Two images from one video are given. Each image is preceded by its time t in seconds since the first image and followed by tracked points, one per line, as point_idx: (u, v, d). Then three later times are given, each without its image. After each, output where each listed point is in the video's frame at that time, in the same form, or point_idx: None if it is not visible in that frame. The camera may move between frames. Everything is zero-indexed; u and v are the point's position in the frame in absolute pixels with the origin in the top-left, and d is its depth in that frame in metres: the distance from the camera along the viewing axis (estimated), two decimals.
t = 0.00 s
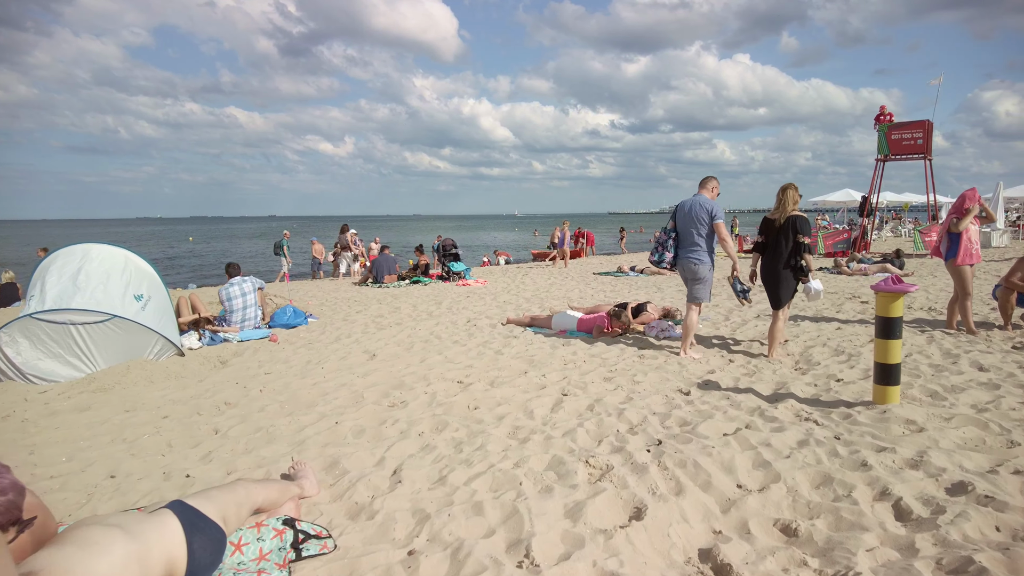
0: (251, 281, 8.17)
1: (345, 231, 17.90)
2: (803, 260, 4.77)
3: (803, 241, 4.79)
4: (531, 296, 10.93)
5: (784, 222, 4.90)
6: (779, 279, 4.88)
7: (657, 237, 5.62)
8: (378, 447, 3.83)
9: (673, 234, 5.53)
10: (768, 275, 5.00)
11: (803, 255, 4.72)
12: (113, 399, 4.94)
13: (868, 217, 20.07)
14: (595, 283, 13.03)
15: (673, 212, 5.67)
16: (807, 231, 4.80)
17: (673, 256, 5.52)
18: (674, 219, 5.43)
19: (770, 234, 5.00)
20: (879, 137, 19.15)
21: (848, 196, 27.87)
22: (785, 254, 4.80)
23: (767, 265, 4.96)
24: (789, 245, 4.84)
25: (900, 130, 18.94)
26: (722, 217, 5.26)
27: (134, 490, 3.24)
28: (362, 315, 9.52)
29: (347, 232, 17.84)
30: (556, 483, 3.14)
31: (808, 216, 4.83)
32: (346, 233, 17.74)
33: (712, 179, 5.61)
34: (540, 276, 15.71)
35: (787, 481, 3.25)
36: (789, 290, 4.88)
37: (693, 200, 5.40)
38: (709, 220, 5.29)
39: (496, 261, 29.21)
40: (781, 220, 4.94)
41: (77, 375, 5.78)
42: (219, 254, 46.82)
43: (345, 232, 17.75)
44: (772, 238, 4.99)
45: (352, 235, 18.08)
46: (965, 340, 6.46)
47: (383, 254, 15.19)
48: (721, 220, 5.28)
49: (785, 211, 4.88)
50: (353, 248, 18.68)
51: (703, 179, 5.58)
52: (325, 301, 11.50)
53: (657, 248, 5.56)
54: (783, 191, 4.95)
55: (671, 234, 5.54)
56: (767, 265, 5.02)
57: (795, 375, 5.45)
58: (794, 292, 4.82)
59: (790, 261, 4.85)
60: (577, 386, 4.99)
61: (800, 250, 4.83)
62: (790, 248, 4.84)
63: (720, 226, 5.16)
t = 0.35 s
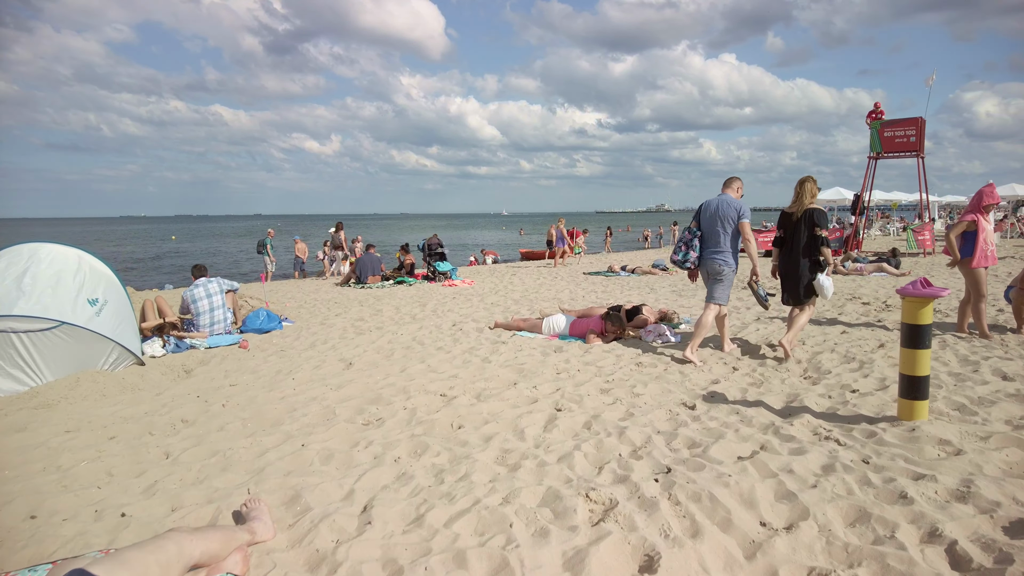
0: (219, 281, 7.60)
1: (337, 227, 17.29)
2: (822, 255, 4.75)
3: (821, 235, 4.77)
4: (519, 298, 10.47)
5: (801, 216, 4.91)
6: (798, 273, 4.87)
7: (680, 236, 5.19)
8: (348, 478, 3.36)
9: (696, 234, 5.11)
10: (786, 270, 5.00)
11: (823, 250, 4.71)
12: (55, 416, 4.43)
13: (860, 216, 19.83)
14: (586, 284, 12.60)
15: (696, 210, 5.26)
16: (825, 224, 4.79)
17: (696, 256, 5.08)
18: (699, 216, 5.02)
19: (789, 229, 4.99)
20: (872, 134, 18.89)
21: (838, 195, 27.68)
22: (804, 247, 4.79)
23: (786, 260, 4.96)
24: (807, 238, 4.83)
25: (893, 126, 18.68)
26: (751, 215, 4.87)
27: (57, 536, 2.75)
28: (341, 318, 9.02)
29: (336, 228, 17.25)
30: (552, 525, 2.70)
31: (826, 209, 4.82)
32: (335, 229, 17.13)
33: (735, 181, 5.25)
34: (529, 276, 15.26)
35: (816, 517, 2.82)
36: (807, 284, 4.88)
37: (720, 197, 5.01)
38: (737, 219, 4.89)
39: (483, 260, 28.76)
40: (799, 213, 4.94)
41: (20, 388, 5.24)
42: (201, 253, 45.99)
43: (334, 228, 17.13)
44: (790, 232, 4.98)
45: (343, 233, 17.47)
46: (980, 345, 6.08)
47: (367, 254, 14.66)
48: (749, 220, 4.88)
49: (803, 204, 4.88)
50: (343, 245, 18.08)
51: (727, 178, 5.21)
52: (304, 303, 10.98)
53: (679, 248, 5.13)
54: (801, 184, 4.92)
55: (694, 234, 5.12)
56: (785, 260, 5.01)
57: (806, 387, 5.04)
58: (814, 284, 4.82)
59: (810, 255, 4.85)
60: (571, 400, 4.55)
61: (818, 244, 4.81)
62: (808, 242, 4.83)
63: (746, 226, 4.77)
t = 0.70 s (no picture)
0: (182, 281, 7.19)
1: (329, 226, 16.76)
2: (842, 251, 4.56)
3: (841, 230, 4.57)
4: (509, 300, 10.06)
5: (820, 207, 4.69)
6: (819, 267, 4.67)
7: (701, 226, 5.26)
8: (318, 508, 2.96)
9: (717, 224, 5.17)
10: (805, 264, 4.79)
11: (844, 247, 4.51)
12: None
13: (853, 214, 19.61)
14: (577, 285, 12.22)
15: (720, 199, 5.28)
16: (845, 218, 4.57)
17: (715, 247, 5.17)
18: (721, 207, 5.06)
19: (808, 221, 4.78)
20: (865, 132, 18.70)
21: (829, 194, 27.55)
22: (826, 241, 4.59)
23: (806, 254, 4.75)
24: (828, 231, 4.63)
25: (886, 124, 18.50)
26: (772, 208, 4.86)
27: None
28: (322, 321, 8.57)
29: (330, 227, 16.72)
30: (551, 571, 2.30)
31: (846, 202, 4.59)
32: (330, 228, 16.58)
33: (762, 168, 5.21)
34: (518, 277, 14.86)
35: (855, 555, 2.44)
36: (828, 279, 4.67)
37: (743, 189, 5.02)
38: (758, 211, 4.91)
39: (471, 261, 28.35)
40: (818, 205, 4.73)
41: None
42: (183, 253, 45.20)
43: (330, 228, 16.57)
44: (810, 224, 4.77)
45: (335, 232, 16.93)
46: (996, 348, 5.75)
47: (352, 254, 14.19)
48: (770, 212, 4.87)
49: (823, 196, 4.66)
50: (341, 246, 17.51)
51: (753, 168, 5.21)
52: (284, 305, 10.52)
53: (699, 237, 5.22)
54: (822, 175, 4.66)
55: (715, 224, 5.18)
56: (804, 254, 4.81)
57: (819, 396, 4.68)
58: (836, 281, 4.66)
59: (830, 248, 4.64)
60: (567, 413, 4.16)
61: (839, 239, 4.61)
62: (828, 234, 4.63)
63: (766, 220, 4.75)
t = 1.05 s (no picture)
0: (143, 285, 6.71)
1: (325, 225, 16.15)
2: (889, 248, 4.48)
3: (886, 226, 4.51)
4: (500, 304, 9.58)
5: (864, 204, 4.65)
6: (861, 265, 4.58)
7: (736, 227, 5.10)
8: (271, 564, 2.50)
9: (753, 225, 5.04)
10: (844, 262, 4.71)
11: (891, 242, 4.44)
12: None
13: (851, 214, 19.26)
14: (572, 287, 11.76)
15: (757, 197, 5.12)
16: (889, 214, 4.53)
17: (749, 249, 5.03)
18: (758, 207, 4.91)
19: (849, 217, 4.74)
20: (864, 130, 18.37)
21: (825, 193, 27.25)
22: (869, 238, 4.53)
23: (846, 252, 4.68)
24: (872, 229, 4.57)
25: (886, 122, 18.18)
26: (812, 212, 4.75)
27: None
28: (302, 328, 8.08)
29: (324, 227, 16.13)
30: None
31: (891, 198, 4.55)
32: (325, 228, 15.96)
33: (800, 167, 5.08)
34: (511, 279, 14.38)
35: None
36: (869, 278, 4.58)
37: (782, 189, 4.88)
38: (797, 215, 4.79)
39: (463, 261, 27.91)
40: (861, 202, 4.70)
41: None
42: (171, 254, 44.52)
43: (326, 228, 15.93)
44: (851, 222, 4.72)
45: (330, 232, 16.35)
46: None
47: (338, 255, 13.66)
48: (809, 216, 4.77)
49: (866, 192, 4.60)
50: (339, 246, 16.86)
51: (792, 167, 5.07)
52: (264, 311, 10.02)
53: (732, 238, 5.09)
54: (864, 171, 4.63)
55: (751, 225, 5.05)
56: (843, 252, 4.75)
57: (841, 416, 4.25)
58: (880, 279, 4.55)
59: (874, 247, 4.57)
60: (564, 439, 3.70)
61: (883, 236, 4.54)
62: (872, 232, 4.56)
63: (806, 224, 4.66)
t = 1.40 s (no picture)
0: (116, 285, 6.27)
1: (326, 222, 15.56)
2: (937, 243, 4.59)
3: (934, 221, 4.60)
4: (499, 304, 9.14)
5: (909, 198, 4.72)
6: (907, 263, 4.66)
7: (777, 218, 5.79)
8: None
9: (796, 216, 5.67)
10: (888, 258, 4.78)
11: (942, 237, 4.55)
12: None
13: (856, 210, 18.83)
14: (573, 286, 11.31)
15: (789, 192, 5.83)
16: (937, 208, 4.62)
17: (793, 238, 5.72)
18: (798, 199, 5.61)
19: (892, 212, 4.79)
20: (869, 125, 17.95)
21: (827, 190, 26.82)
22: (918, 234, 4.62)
23: (891, 250, 4.75)
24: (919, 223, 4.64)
25: (891, 117, 17.73)
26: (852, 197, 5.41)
27: None
28: (289, 329, 7.64)
29: (323, 223, 15.51)
30: None
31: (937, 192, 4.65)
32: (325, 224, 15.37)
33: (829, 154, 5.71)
34: (509, 277, 13.91)
35: None
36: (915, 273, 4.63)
37: (818, 179, 5.58)
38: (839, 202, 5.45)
39: (460, 259, 27.44)
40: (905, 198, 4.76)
41: None
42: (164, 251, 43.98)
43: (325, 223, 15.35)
44: (895, 217, 4.77)
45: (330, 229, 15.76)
46: None
47: (330, 253, 13.17)
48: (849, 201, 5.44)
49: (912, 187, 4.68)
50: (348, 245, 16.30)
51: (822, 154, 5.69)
52: (251, 311, 9.57)
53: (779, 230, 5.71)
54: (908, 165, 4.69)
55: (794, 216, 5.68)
56: (886, 247, 4.81)
57: (877, 428, 3.85)
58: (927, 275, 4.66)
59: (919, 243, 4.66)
60: (573, 459, 3.29)
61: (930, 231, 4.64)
62: (920, 228, 4.64)
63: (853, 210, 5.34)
